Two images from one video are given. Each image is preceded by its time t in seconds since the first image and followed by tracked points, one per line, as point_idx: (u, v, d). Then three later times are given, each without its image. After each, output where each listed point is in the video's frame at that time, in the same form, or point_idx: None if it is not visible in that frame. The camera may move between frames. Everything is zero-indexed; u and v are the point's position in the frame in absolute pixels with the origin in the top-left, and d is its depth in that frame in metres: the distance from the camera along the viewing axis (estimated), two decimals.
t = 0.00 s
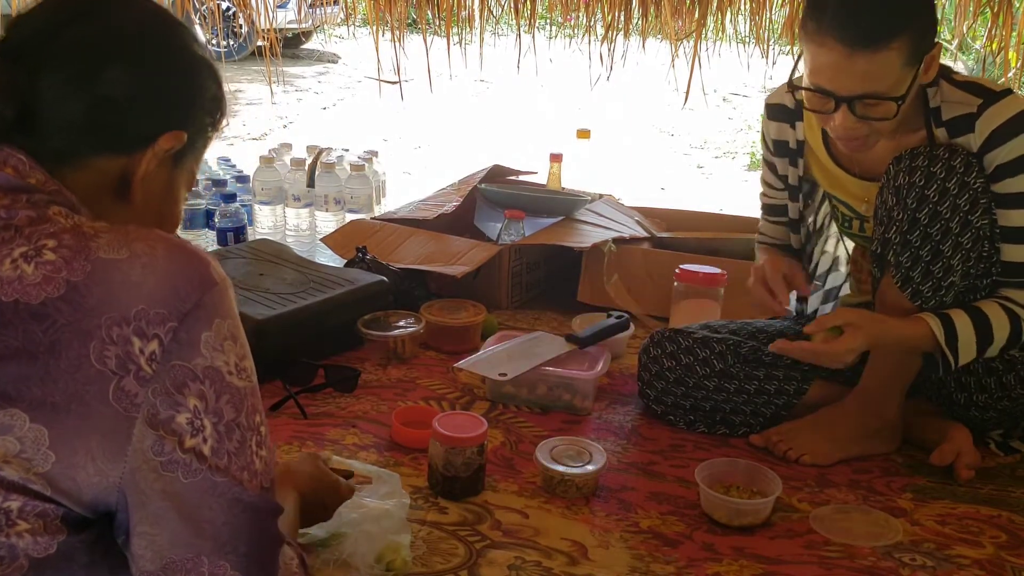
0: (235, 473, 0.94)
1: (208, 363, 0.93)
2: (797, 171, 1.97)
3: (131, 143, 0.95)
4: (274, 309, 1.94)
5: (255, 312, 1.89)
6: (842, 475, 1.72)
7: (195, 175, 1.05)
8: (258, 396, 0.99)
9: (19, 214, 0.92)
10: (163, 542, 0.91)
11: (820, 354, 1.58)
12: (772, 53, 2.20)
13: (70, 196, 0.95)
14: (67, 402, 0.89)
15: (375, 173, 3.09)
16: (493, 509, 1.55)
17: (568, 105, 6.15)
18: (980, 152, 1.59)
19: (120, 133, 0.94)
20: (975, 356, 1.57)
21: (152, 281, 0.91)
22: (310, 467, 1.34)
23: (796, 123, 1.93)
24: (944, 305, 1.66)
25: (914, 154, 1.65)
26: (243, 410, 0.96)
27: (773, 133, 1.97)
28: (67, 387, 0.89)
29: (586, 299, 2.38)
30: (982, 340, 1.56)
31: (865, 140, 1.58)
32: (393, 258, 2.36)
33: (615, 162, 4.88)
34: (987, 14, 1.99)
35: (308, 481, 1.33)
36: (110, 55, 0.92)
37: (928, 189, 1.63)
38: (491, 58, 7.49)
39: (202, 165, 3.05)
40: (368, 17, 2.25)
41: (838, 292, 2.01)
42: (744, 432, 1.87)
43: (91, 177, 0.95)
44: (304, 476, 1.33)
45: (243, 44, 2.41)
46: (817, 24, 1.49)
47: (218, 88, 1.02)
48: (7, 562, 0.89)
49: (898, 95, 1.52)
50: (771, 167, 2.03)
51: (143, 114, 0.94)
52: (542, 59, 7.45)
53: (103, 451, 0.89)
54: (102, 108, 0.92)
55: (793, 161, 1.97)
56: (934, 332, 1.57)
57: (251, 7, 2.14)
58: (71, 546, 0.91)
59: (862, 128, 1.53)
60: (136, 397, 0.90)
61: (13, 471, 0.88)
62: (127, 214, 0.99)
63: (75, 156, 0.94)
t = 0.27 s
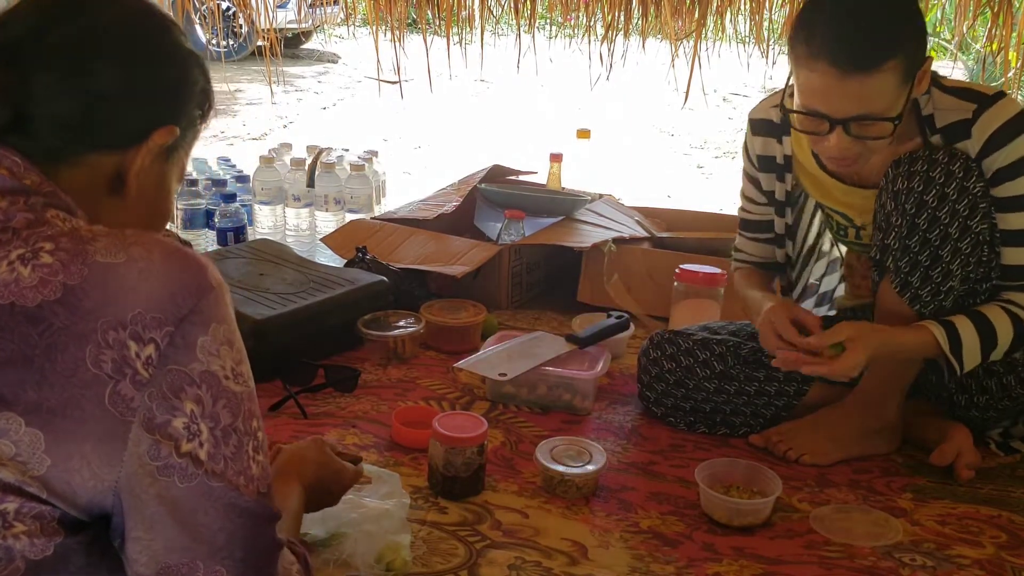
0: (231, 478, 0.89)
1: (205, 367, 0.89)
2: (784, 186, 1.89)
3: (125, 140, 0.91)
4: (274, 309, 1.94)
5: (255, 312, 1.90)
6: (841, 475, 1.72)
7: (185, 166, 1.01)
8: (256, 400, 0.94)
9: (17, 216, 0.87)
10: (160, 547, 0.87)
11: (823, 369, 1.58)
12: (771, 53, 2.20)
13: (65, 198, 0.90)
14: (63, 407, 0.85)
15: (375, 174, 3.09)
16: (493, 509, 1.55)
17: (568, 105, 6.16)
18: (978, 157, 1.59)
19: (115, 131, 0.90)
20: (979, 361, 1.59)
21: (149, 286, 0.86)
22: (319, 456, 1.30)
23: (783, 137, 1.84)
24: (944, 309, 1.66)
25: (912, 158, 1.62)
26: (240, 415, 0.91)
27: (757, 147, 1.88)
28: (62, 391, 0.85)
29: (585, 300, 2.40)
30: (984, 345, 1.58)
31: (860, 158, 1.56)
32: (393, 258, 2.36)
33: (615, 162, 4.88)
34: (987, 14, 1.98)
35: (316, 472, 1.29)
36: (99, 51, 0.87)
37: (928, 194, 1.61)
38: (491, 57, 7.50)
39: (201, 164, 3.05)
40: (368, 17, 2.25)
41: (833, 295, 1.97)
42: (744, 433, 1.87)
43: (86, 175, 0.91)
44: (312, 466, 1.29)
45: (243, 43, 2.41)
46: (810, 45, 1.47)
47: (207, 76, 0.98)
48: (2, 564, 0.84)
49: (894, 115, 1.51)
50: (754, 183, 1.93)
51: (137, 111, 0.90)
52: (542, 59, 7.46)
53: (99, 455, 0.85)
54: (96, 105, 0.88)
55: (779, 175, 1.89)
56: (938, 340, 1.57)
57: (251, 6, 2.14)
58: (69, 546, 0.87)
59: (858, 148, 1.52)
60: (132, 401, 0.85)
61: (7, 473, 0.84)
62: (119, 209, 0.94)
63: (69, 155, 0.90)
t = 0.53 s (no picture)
0: (229, 480, 0.89)
1: (204, 369, 0.89)
2: (773, 202, 1.85)
3: (123, 138, 0.91)
4: (274, 309, 1.94)
5: (255, 313, 1.90)
6: (841, 475, 1.72)
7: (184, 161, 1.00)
8: (255, 403, 0.94)
9: (18, 217, 0.87)
10: (159, 548, 0.86)
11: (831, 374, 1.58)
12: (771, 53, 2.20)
13: (65, 198, 0.90)
14: (63, 407, 0.84)
15: (375, 174, 3.09)
16: (493, 509, 1.55)
17: (568, 105, 6.16)
18: (976, 161, 1.60)
19: (112, 129, 0.89)
20: (984, 366, 1.61)
21: (149, 288, 0.86)
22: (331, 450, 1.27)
23: (772, 154, 1.81)
24: (942, 314, 1.66)
25: (910, 162, 1.61)
26: (239, 416, 0.91)
27: (744, 165, 1.84)
28: (61, 391, 0.84)
29: (584, 300, 2.40)
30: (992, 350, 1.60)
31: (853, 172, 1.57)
32: (393, 258, 2.36)
33: (615, 162, 4.89)
34: (987, 14, 1.98)
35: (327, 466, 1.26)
36: (93, 51, 0.87)
37: (926, 200, 1.60)
38: (491, 57, 7.50)
39: (201, 164, 3.05)
40: (368, 17, 2.25)
41: (829, 297, 1.97)
42: (744, 433, 1.87)
43: (85, 175, 0.91)
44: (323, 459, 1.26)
45: (243, 44, 2.41)
46: (801, 64, 1.46)
47: (203, 72, 0.98)
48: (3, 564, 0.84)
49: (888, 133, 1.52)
50: (741, 202, 1.88)
51: (133, 108, 0.90)
52: (542, 59, 7.46)
53: (99, 456, 0.84)
54: (91, 103, 0.88)
55: (768, 192, 1.85)
56: (945, 348, 1.59)
57: (251, 6, 2.14)
58: (69, 547, 0.86)
59: (852, 164, 1.53)
60: (131, 402, 0.85)
61: (7, 473, 0.83)
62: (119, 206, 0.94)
63: (67, 154, 0.90)
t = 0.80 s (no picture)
0: (228, 479, 0.89)
1: (203, 368, 0.88)
2: (768, 211, 1.84)
3: (116, 136, 0.90)
4: (274, 309, 1.94)
5: (255, 313, 1.90)
6: (841, 476, 1.72)
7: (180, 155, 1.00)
8: (253, 402, 0.94)
9: (15, 216, 0.87)
10: (157, 547, 0.86)
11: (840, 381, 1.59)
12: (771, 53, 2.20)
13: (60, 196, 0.90)
14: (61, 406, 0.84)
15: (375, 174, 3.09)
16: (493, 509, 1.55)
17: (568, 105, 6.16)
18: (975, 163, 1.61)
19: (105, 127, 0.89)
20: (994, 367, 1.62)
21: (147, 287, 0.86)
22: (341, 451, 1.25)
23: (765, 162, 1.79)
24: (942, 315, 1.66)
25: (910, 165, 1.61)
26: (237, 415, 0.91)
27: (738, 175, 1.81)
28: (60, 390, 0.84)
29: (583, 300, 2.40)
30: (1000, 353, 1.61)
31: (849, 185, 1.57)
32: (393, 258, 2.36)
33: (615, 162, 4.89)
34: (987, 14, 1.98)
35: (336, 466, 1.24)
36: (84, 51, 0.87)
37: (926, 202, 1.60)
38: (490, 57, 7.50)
39: (201, 164, 3.04)
40: (368, 17, 2.25)
41: (826, 297, 1.98)
42: (744, 433, 1.87)
43: (81, 173, 0.91)
44: (333, 460, 1.24)
45: (243, 44, 2.41)
46: (793, 78, 1.46)
47: (197, 66, 0.97)
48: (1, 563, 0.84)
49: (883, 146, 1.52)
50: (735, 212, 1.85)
51: (126, 104, 0.89)
52: (542, 59, 7.46)
53: (98, 455, 0.84)
54: (81, 101, 0.87)
55: (762, 201, 1.83)
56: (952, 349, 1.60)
57: (251, 6, 2.14)
58: (68, 546, 0.86)
59: (849, 176, 1.53)
60: (130, 400, 0.85)
61: (6, 472, 0.83)
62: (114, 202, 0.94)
63: (61, 152, 0.90)
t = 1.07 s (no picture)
0: (225, 478, 0.89)
1: (200, 367, 0.88)
2: (766, 211, 1.84)
3: (110, 133, 0.91)
4: (274, 309, 1.95)
5: (255, 313, 1.90)
6: (841, 475, 1.72)
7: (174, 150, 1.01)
8: (251, 401, 0.93)
9: (11, 215, 0.87)
10: (156, 546, 0.86)
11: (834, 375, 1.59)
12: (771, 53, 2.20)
13: (55, 194, 0.90)
14: (58, 406, 0.84)
15: (375, 174, 3.09)
16: (493, 509, 1.55)
17: (568, 105, 6.16)
18: (972, 164, 1.61)
19: (99, 124, 0.89)
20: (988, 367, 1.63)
21: (143, 287, 0.86)
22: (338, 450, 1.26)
23: (763, 163, 1.79)
24: (941, 316, 1.66)
25: (908, 165, 1.61)
26: (235, 415, 0.90)
27: (736, 176, 1.81)
28: (57, 389, 0.84)
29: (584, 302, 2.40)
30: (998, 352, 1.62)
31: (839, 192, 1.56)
32: (393, 258, 2.36)
33: (616, 162, 4.89)
34: (987, 14, 1.98)
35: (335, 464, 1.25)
36: (78, 48, 0.87)
37: (925, 203, 1.59)
38: (491, 57, 7.50)
39: (202, 164, 3.04)
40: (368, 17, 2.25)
41: (825, 297, 1.98)
42: (744, 433, 1.87)
43: (78, 172, 0.92)
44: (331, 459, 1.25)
45: (243, 44, 2.41)
46: (788, 82, 1.46)
47: (191, 62, 0.97)
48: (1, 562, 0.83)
49: (877, 151, 1.52)
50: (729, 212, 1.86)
51: (119, 102, 0.89)
52: (542, 59, 7.46)
53: (95, 454, 0.84)
54: (75, 98, 0.87)
55: (760, 202, 1.83)
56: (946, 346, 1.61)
57: (251, 7, 2.14)
58: (66, 544, 0.86)
59: (842, 179, 1.52)
60: (127, 400, 0.85)
61: (3, 471, 0.83)
62: (107, 199, 0.95)
63: (55, 149, 0.90)
